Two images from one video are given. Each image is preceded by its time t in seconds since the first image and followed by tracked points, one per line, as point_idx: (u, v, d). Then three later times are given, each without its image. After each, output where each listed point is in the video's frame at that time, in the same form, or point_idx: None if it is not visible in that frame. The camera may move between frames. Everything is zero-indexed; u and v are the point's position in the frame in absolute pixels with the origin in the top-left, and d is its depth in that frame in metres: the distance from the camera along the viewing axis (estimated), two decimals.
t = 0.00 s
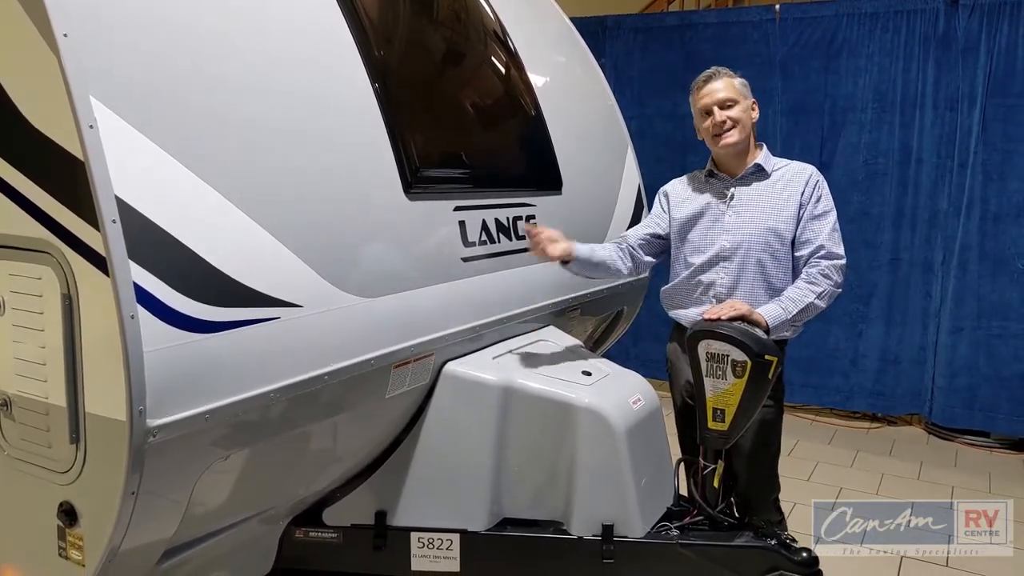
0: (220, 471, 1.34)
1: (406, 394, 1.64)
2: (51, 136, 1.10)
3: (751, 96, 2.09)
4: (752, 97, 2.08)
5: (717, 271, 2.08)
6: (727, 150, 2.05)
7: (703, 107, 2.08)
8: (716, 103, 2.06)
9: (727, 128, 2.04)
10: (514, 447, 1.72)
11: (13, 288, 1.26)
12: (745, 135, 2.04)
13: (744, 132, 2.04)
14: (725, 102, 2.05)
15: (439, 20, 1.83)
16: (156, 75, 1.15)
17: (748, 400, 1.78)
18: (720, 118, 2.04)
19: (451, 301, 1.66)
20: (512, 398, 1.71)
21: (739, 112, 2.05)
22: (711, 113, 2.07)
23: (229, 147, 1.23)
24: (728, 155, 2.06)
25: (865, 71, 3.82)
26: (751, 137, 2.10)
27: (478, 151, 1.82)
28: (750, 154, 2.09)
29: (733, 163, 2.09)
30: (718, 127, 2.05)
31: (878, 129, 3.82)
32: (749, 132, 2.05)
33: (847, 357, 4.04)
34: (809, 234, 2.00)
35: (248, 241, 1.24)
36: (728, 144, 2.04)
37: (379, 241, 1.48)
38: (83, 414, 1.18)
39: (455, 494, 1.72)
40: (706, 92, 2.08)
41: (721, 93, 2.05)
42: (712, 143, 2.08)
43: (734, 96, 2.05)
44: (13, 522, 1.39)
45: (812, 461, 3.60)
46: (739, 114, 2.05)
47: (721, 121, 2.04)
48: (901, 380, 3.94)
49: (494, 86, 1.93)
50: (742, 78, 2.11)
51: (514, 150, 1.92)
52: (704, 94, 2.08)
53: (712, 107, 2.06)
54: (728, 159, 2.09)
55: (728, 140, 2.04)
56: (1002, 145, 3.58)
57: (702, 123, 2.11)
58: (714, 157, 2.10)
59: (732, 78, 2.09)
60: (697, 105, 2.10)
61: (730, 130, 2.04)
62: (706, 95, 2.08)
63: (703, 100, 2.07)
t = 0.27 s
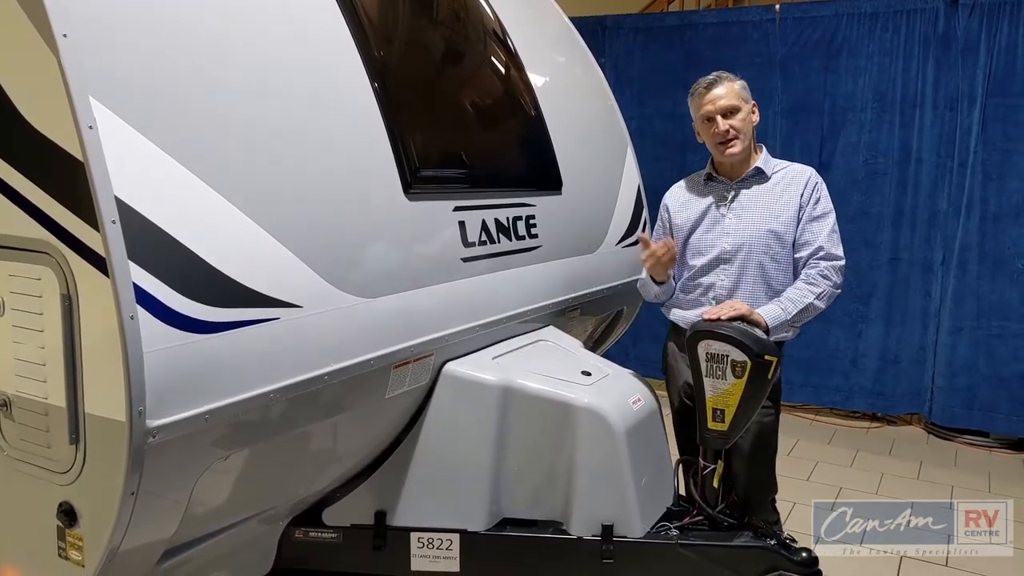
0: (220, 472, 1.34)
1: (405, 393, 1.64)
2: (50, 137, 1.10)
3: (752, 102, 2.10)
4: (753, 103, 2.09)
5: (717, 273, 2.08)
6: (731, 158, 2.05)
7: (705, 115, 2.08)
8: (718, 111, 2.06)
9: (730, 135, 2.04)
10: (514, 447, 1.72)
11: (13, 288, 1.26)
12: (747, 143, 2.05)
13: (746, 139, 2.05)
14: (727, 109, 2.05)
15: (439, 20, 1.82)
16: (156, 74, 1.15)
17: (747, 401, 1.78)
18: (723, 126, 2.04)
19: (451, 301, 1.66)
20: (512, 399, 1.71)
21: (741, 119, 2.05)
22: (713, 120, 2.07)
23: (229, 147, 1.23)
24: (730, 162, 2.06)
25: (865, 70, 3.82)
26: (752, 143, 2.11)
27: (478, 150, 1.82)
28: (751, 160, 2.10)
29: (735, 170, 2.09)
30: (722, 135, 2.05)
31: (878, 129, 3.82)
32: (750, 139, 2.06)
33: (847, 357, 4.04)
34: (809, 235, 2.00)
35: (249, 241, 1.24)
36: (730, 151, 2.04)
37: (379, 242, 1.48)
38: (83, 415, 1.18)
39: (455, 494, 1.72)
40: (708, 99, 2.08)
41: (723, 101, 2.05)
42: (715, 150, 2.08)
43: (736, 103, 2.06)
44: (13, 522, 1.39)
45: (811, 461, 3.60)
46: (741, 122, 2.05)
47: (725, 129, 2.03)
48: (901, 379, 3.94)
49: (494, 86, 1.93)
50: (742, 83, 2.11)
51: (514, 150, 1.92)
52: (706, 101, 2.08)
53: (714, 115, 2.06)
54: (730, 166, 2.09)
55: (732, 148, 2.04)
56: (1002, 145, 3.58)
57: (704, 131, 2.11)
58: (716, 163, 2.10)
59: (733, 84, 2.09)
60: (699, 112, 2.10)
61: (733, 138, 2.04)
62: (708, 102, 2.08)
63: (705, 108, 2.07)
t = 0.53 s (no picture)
0: (219, 472, 1.34)
1: (405, 393, 1.64)
2: (48, 137, 1.10)
3: (750, 103, 2.10)
4: (751, 103, 2.09)
5: (717, 274, 2.08)
6: (729, 159, 2.06)
7: (704, 116, 2.08)
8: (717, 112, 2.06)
9: (728, 137, 2.04)
10: (513, 448, 1.72)
11: (11, 289, 1.26)
12: (745, 145, 2.05)
13: (744, 141, 2.05)
14: (726, 111, 2.05)
15: (438, 19, 1.82)
16: (156, 74, 1.15)
17: (747, 401, 1.78)
18: (722, 128, 2.04)
19: (450, 301, 1.66)
20: (512, 399, 1.71)
21: (739, 121, 2.05)
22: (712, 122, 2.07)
23: (228, 148, 1.22)
24: (728, 163, 2.06)
25: (865, 70, 3.82)
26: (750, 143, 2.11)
27: (477, 150, 1.82)
28: (750, 160, 2.10)
29: (734, 171, 2.09)
30: (721, 136, 2.05)
31: (877, 129, 3.82)
32: (749, 140, 2.06)
33: (846, 356, 4.04)
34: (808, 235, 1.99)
35: (247, 242, 1.23)
36: (729, 153, 2.04)
37: (378, 242, 1.48)
38: (81, 415, 1.18)
39: (455, 494, 1.71)
40: (706, 100, 2.08)
41: (722, 102, 2.05)
42: (713, 151, 2.08)
43: (735, 104, 2.05)
44: (13, 522, 1.39)
45: (811, 460, 3.61)
46: (739, 123, 2.05)
47: (723, 131, 2.04)
48: (900, 379, 3.95)
49: (493, 86, 1.93)
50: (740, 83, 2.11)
51: (513, 150, 1.92)
52: (704, 102, 2.08)
53: (713, 116, 2.06)
54: (729, 167, 2.09)
55: (731, 149, 2.04)
56: (1001, 144, 3.57)
57: (703, 132, 2.11)
58: (714, 164, 2.10)
59: (732, 84, 2.09)
60: (697, 112, 2.10)
61: (732, 139, 2.04)
62: (707, 103, 2.08)
63: (704, 109, 2.07)
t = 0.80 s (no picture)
0: (218, 472, 1.34)
1: (404, 393, 1.64)
2: (48, 137, 1.10)
3: (748, 102, 2.10)
4: (749, 102, 2.09)
5: (717, 274, 2.08)
6: (728, 160, 2.06)
7: (702, 116, 2.08)
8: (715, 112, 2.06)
9: (726, 138, 2.04)
10: (513, 447, 1.72)
11: (11, 288, 1.26)
12: (744, 146, 2.06)
13: (742, 142, 2.05)
14: (724, 111, 2.05)
15: (438, 19, 1.82)
16: (156, 74, 1.15)
17: (746, 401, 1.78)
18: (720, 128, 2.04)
19: (450, 301, 1.66)
20: (511, 399, 1.71)
21: (737, 121, 2.05)
22: (710, 122, 2.07)
23: (227, 148, 1.22)
24: (727, 164, 2.06)
25: (865, 70, 3.82)
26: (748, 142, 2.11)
27: (477, 150, 1.82)
28: (748, 160, 2.11)
29: (732, 171, 2.09)
30: (719, 136, 2.05)
31: (877, 128, 3.82)
32: (747, 141, 2.06)
33: (846, 356, 4.04)
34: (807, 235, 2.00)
35: (246, 241, 1.23)
36: (727, 154, 2.04)
37: (378, 242, 1.48)
38: (81, 415, 1.18)
39: (455, 494, 1.71)
40: (704, 100, 2.08)
41: (720, 102, 2.05)
42: (712, 152, 2.08)
43: (733, 104, 2.05)
44: (12, 522, 1.39)
45: (811, 460, 3.60)
46: (737, 123, 2.05)
47: (721, 131, 2.04)
48: (900, 379, 3.94)
49: (493, 85, 1.93)
50: (738, 82, 2.11)
51: (513, 149, 1.92)
52: (702, 102, 2.07)
53: (711, 116, 2.06)
54: (727, 167, 2.09)
55: (729, 150, 2.04)
56: (1001, 144, 3.57)
57: (701, 132, 2.11)
58: (712, 164, 2.10)
59: (729, 84, 2.08)
60: (696, 112, 2.09)
61: (731, 139, 2.04)
62: (705, 103, 2.08)
63: (703, 109, 2.07)
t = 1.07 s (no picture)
0: (218, 472, 1.34)
1: (404, 393, 1.64)
2: (48, 136, 1.10)
3: (746, 102, 2.09)
4: (747, 102, 2.09)
5: (717, 274, 2.08)
6: (726, 160, 2.05)
7: (700, 116, 2.07)
8: (713, 112, 2.06)
9: (724, 137, 2.04)
10: (514, 447, 1.71)
11: (10, 288, 1.26)
12: (742, 145, 2.05)
13: (741, 141, 2.05)
14: (723, 111, 2.05)
15: (437, 18, 1.82)
16: (156, 73, 1.14)
17: (747, 401, 1.78)
18: (718, 128, 2.04)
19: (450, 301, 1.66)
20: (511, 398, 1.71)
21: (735, 121, 2.05)
22: (708, 122, 2.07)
23: (227, 147, 1.22)
24: (725, 164, 2.06)
25: (864, 69, 3.82)
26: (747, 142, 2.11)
27: (477, 149, 1.82)
28: (746, 160, 2.11)
29: (730, 171, 2.09)
30: (718, 136, 2.05)
31: (877, 128, 3.82)
32: (745, 140, 2.06)
33: (846, 355, 4.04)
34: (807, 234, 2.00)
35: (245, 239, 1.23)
36: (725, 154, 2.04)
37: (378, 241, 1.48)
38: (81, 415, 1.18)
39: (455, 493, 1.71)
40: (702, 100, 2.07)
41: (718, 102, 2.05)
42: (710, 152, 2.08)
43: (731, 104, 2.05)
44: (12, 522, 1.39)
45: (810, 460, 3.61)
46: (735, 123, 2.05)
47: (720, 131, 2.04)
48: (900, 378, 3.95)
49: (493, 85, 1.93)
50: (736, 82, 2.11)
51: (512, 148, 1.91)
52: (701, 102, 2.07)
53: (709, 116, 2.06)
54: (725, 168, 2.09)
55: (727, 150, 2.04)
56: (1001, 143, 3.57)
57: (699, 131, 2.10)
58: (711, 165, 2.10)
59: (728, 83, 2.08)
60: (694, 112, 2.09)
61: (729, 140, 2.04)
62: (703, 103, 2.08)
63: (701, 109, 2.06)
